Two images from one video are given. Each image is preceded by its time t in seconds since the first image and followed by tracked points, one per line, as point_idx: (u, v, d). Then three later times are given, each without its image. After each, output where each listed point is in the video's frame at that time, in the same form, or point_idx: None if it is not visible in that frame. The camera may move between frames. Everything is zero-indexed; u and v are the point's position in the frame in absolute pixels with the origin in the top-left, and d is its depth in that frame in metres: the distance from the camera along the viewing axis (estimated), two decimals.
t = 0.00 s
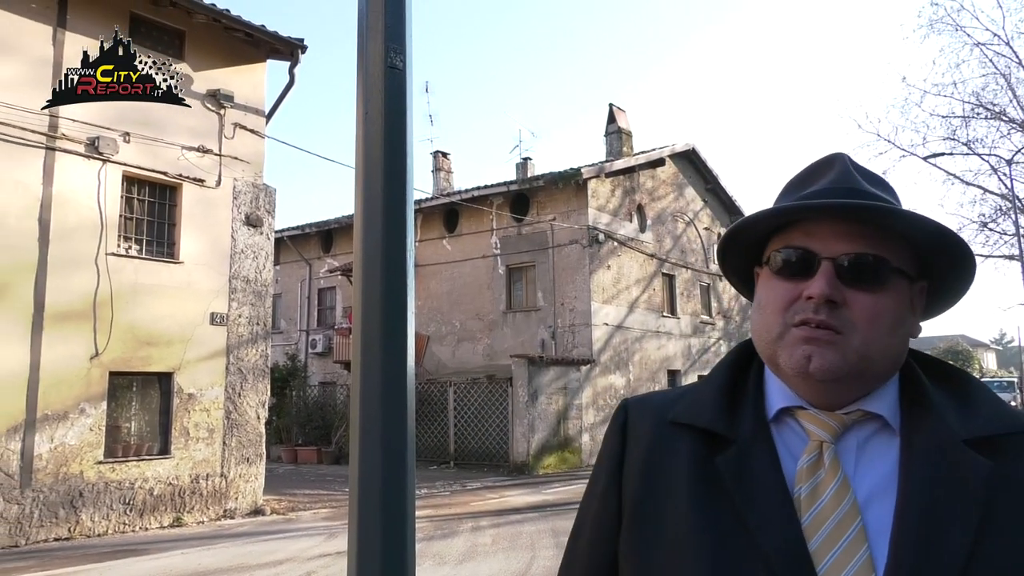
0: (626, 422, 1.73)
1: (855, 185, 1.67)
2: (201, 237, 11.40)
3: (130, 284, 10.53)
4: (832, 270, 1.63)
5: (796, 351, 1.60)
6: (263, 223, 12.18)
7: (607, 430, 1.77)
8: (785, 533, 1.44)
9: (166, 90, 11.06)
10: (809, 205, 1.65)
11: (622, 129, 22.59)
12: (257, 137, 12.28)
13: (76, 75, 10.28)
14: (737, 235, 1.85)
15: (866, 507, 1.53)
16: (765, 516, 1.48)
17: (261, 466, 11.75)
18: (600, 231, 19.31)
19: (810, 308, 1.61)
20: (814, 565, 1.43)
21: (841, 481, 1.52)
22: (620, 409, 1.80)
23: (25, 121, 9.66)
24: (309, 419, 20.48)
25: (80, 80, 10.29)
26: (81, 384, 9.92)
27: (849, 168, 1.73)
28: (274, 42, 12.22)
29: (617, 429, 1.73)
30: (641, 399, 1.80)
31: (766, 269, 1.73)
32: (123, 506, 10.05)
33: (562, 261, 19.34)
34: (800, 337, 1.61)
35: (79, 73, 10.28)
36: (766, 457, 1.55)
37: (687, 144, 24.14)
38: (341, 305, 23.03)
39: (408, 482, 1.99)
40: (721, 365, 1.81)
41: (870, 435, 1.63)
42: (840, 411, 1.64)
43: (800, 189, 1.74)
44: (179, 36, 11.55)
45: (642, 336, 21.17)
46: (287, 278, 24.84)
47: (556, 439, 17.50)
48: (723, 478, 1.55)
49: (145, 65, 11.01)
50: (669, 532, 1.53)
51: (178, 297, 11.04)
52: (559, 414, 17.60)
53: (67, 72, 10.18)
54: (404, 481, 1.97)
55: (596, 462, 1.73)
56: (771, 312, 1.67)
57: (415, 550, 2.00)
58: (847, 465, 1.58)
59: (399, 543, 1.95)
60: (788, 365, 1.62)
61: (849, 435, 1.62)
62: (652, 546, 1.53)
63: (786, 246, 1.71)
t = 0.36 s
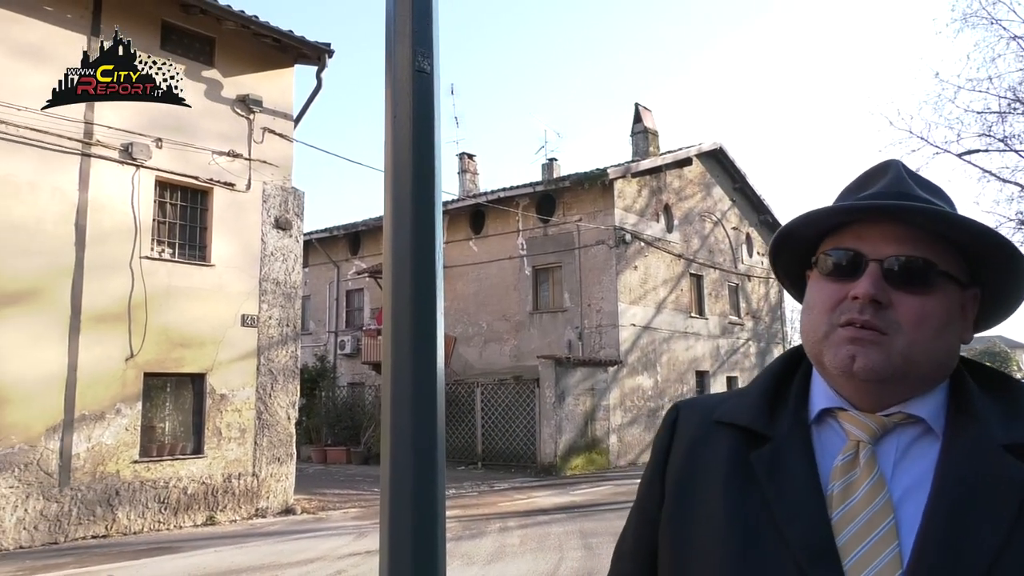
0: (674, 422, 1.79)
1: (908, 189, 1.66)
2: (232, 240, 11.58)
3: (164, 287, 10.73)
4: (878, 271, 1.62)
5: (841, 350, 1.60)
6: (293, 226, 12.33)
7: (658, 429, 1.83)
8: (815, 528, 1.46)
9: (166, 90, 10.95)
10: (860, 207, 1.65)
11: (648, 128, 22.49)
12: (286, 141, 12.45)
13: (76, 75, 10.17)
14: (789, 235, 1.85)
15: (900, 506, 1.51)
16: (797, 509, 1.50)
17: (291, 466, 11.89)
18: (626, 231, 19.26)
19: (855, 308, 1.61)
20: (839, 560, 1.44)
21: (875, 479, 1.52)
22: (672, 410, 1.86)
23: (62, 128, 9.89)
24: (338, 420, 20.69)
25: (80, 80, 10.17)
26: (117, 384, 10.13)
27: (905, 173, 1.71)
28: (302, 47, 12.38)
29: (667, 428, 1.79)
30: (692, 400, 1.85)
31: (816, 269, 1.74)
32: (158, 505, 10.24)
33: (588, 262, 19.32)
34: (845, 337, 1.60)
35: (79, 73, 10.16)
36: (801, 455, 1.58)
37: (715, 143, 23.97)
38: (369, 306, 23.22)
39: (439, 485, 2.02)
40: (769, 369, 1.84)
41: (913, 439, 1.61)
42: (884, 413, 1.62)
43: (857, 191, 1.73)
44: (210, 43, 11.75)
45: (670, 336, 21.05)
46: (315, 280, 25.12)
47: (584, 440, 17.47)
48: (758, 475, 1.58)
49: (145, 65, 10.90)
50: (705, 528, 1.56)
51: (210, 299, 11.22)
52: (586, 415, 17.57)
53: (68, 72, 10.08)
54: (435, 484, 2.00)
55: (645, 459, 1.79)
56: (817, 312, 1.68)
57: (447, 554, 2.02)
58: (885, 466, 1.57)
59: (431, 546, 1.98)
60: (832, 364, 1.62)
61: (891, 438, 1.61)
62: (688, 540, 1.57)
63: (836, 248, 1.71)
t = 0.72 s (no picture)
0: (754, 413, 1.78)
1: (1000, 176, 1.58)
2: (283, 235, 11.81)
3: (218, 282, 11.01)
4: (966, 261, 1.55)
5: (927, 341, 1.54)
6: (341, 221, 12.52)
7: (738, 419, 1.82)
8: (894, 521, 1.45)
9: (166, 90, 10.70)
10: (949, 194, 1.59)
11: (695, 120, 22.19)
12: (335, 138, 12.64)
13: (76, 74, 9.96)
14: (872, 227, 1.79)
15: (988, 502, 1.45)
16: (878, 502, 1.47)
17: (341, 457, 12.10)
18: (673, 225, 19.07)
19: (940, 300, 1.54)
20: (918, 554, 1.41)
21: (960, 473, 1.47)
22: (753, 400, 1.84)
23: (121, 128, 10.21)
24: (385, 413, 20.98)
25: (80, 80, 9.97)
26: (175, 377, 10.44)
27: (1000, 161, 1.62)
28: (350, 45, 12.54)
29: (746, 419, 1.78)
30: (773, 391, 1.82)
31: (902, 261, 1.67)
32: (214, 494, 10.53)
33: (634, 256, 19.18)
34: (931, 327, 1.54)
35: (79, 73, 9.94)
36: (883, 446, 1.55)
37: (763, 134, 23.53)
38: (415, 301, 23.45)
39: (496, 478, 2.03)
40: (852, 360, 1.80)
41: (1005, 434, 1.51)
42: (973, 407, 1.55)
43: (946, 182, 1.66)
44: (261, 42, 11.98)
45: (717, 331, 20.79)
46: (362, 275, 25.48)
47: (630, 436, 17.38)
48: (837, 464, 1.56)
49: (145, 65, 10.62)
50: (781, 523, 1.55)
51: (263, 294, 11.48)
52: (632, 410, 17.47)
53: (67, 72, 9.86)
54: (492, 478, 2.01)
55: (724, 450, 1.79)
56: (902, 305, 1.61)
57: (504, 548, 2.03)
58: (973, 460, 1.50)
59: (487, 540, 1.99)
60: (919, 355, 1.55)
61: (979, 432, 1.53)
62: (765, 529, 1.58)
63: (922, 239, 1.65)
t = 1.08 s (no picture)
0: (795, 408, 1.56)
1: None
2: (304, 236, 11.87)
3: (240, 282, 11.08)
4: None
5: None
6: (362, 222, 12.54)
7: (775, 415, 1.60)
8: (989, 535, 1.25)
9: (166, 90, 10.60)
10: None
11: (715, 120, 22.05)
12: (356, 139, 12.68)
13: (76, 74, 9.86)
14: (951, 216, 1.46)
15: None
16: (967, 517, 1.28)
17: (360, 458, 12.13)
18: (692, 225, 18.97)
19: None
20: None
21: None
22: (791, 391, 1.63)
23: (145, 130, 10.32)
24: (403, 413, 21.05)
25: (80, 80, 9.87)
26: (197, 376, 10.53)
27: None
28: (371, 46, 12.58)
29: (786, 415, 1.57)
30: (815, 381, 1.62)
31: (982, 262, 1.44)
32: (235, 493, 10.60)
33: (653, 256, 19.09)
34: None
35: (78, 73, 9.84)
36: (961, 448, 1.35)
37: (784, 134, 23.34)
38: (433, 301, 23.51)
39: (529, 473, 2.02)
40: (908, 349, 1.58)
41: None
42: None
43: None
44: (283, 44, 12.07)
45: (737, 332, 20.64)
46: (381, 275, 25.61)
47: (649, 437, 17.29)
48: (911, 473, 1.36)
49: (145, 64, 10.53)
50: (848, 537, 1.35)
51: (284, 294, 11.55)
52: (651, 411, 17.39)
53: (66, 72, 9.76)
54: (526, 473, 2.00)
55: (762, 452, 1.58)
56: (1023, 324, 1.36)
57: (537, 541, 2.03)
58: None
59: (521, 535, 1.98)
60: None
61: None
62: (831, 548, 1.37)
63: None
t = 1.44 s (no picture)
0: (849, 420, 1.29)
1: None
2: (319, 237, 11.92)
3: (256, 283, 11.14)
4: None
5: None
6: (377, 223, 12.57)
7: (815, 421, 1.35)
8: None
9: (166, 90, 10.54)
10: None
11: (729, 120, 21.95)
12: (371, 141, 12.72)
13: (76, 74, 9.79)
14: None
15: None
16: None
17: (376, 458, 12.16)
18: (707, 226, 18.88)
19: None
20: None
21: None
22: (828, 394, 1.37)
23: (162, 133, 10.39)
24: (417, 414, 21.10)
25: (80, 80, 9.80)
26: (215, 377, 10.59)
27: None
28: (385, 48, 12.61)
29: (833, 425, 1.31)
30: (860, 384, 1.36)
31: None
32: (252, 493, 10.67)
33: (667, 257, 19.02)
34: None
35: (78, 73, 9.77)
36: None
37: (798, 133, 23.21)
38: (446, 302, 23.54)
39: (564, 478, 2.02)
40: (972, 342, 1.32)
41: None
42: None
43: None
44: (298, 46, 12.12)
45: (752, 333, 20.53)
46: (394, 276, 25.67)
47: (663, 438, 17.23)
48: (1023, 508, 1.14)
49: (145, 64, 10.47)
50: None
51: (300, 295, 11.60)
52: (666, 412, 17.32)
53: (66, 72, 9.69)
54: (561, 479, 2.00)
55: (798, 465, 1.32)
56: None
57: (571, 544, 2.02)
58: None
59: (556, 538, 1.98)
60: None
61: None
62: None
63: None
